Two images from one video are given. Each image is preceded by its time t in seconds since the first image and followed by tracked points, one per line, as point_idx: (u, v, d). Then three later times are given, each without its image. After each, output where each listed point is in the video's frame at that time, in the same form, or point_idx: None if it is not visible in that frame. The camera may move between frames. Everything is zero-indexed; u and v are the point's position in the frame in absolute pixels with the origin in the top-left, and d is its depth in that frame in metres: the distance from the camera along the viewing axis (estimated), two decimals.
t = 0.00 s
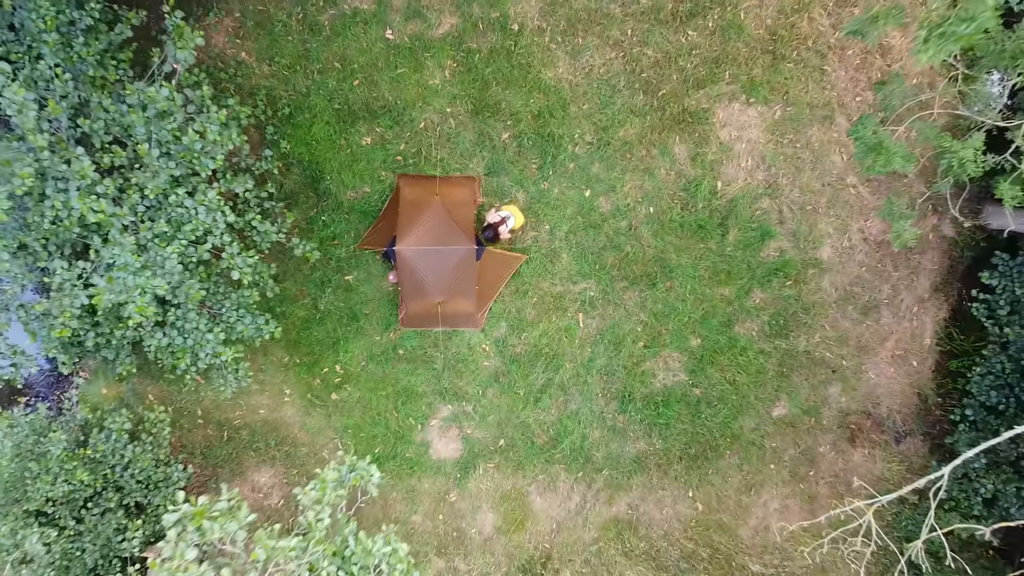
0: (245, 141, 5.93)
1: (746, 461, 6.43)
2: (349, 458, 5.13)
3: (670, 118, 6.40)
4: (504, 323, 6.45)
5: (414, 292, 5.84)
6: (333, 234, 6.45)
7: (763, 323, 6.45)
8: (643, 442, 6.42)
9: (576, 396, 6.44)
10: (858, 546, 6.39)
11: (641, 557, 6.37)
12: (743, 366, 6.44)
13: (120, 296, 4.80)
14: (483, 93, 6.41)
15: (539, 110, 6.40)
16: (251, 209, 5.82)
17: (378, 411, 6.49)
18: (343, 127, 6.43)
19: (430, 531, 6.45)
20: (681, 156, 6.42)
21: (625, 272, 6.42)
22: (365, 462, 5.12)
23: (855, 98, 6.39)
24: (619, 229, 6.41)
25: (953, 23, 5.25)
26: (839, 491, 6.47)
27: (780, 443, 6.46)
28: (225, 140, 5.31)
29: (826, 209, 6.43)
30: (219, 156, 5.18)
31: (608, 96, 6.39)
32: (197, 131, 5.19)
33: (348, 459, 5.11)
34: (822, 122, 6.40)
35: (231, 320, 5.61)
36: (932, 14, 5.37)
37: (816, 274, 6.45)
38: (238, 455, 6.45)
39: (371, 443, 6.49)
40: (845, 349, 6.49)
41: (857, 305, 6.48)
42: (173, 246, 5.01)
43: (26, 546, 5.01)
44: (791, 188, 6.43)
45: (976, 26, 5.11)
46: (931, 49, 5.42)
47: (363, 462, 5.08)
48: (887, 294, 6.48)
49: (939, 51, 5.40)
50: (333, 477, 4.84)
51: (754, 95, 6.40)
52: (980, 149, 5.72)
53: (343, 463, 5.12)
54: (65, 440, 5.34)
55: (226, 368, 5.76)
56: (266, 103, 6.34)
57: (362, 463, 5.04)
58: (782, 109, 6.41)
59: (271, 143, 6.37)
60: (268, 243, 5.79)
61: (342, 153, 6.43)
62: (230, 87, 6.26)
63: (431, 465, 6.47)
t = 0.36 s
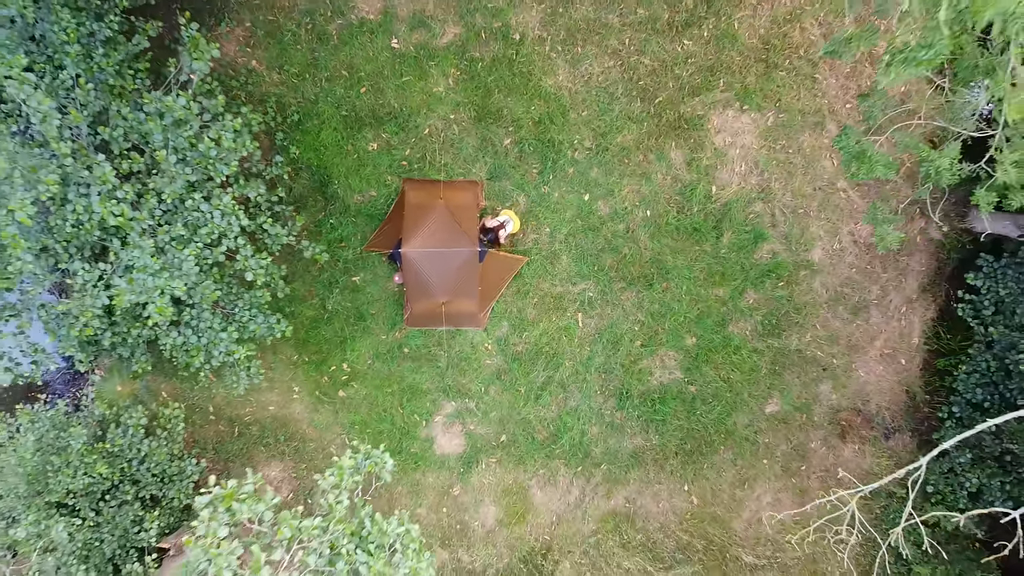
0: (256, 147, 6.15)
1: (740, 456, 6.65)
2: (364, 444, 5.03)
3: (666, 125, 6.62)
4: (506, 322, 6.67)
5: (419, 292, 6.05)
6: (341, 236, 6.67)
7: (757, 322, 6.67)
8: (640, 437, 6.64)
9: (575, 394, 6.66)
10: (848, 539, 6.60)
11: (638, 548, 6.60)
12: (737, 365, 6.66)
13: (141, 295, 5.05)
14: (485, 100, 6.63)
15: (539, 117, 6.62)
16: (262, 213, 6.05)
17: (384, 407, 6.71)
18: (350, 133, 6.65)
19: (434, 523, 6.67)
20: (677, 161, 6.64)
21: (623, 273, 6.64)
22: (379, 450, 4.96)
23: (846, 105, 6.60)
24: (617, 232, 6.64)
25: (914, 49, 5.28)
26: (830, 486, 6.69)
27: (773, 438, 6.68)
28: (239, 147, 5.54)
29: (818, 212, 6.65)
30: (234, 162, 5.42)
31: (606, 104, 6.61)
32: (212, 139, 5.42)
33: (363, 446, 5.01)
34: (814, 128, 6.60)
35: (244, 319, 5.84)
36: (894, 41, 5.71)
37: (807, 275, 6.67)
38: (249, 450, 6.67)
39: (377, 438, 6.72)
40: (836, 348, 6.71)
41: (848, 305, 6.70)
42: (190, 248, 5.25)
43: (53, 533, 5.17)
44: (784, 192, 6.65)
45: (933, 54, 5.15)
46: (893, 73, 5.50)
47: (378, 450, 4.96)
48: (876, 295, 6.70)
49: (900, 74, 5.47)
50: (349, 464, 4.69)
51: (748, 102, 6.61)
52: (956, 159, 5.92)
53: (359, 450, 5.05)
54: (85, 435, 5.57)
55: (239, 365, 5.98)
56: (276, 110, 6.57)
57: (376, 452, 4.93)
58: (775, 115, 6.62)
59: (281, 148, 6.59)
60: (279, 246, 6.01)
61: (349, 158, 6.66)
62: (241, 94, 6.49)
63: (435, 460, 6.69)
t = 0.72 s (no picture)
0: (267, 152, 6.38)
1: (734, 451, 6.87)
2: (375, 434, 5.21)
3: (662, 130, 6.84)
4: (508, 322, 6.89)
5: (424, 292, 6.26)
6: (347, 238, 6.89)
7: (750, 322, 6.89)
8: (637, 433, 6.86)
9: (574, 391, 6.88)
10: (839, 531, 6.81)
11: (635, 540, 6.82)
12: (731, 363, 6.88)
13: (158, 295, 5.27)
14: (487, 106, 6.85)
15: (540, 123, 6.84)
16: (273, 216, 6.27)
17: (389, 404, 6.93)
18: (356, 138, 6.87)
19: (438, 516, 6.89)
20: (673, 166, 6.86)
21: (621, 274, 6.86)
22: (391, 439, 5.17)
23: (837, 112, 6.81)
24: (615, 234, 6.85)
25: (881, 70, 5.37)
26: (821, 480, 6.91)
27: (765, 434, 6.90)
28: (251, 152, 5.76)
29: (809, 215, 6.86)
30: (246, 167, 5.63)
31: (605, 110, 6.83)
32: (225, 145, 5.64)
33: (375, 436, 5.19)
34: (805, 134, 6.82)
35: (255, 319, 6.06)
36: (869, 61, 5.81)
37: (799, 276, 6.89)
38: (259, 445, 6.89)
39: (382, 434, 6.94)
40: (827, 347, 6.93)
41: (838, 305, 6.92)
42: (204, 250, 5.48)
43: (76, 522, 5.34)
44: (776, 196, 6.86)
45: (899, 76, 5.22)
46: (862, 91, 5.60)
47: (390, 439, 5.17)
48: (866, 295, 6.92)
49: (869, 91, 5.57)
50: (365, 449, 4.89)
51: (741, 108, 6.83)
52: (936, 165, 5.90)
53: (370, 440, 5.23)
54: (102, 429, 5.77)
55: (250, 362, 6.21)
56: (285, 116, 6.78)
57: (388, 440, 5.13)
58: (768, 121, 6.83)
59: (290, 153, 6.81)
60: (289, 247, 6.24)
61: (355, 162, 6.87)
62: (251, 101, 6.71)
63: (439, 455, 6.91)
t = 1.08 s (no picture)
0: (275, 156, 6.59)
1: (728, 446, 7.09)
2: (385, 424, 5.35)
3: (659, 135, 7.05)
4: (508, 320, 7.10)
5: (427, 292, 6.47)
6: (353, 239, 7.10)
7: (743, 321, 7.10)
8: (634, 429, 7.08)
9: (572, 388, 7.09)
10: (830, 524, 7.02)
11: (632, 532, 7.03)
12: (725, 360, 7.09)
13: (172, 294, 5.49)
14: (489, 112, 7.06)
15: (539, 128, 7.05)
16: (281, 219, 6.49)
17: (393, 400, 7.14)
18: (361, 142, 7.08)
19: (440, 509, 7.10)
20: (669, 169, 7.07)
21: (618, 274, 7.07)
22: (400, 429, 5.38)
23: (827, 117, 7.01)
24: (612, 236, 7.06)
25: (854, 87, 5.59)
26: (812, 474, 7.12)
27: (758, 430, 7.11)
28: (261, 157, 5.98)
29: (801, 218, 7.07)
30: (256, 172, 5.85)
31: (602, 115, 7.04)
32: (236, 150, 5.86)
33: (385, 425, 5.36)
34: (797, 139, 7.02)
35: (264, 318, 6.28)
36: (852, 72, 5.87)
37: (791, 277, 7.10)
38: (267, 440, 7.10)
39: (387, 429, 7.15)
40: (818, 345, 7.14)
41: (829, 305, 7.13)
42: (217, 251, 5.70)
43: (95, 512, 5.53)
44: (769, 199, 7.07)
45: (871, 92, 5.44)
46: (838, 106, 5.86)
47: (399, 429, 5.32)
48: (856, 295, 7.12)
49: (844, 106, 5.83)
50: (377, 439, 5.12)
51: (735, 114, 7.03)
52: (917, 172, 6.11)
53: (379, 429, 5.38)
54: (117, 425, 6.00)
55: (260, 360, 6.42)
56: (292, 121, 6.99)
57: (397, 431, 5.27)
58: (761, 126, 7.03)
59: (297, 157, 7.02)
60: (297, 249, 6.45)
61: (360, 166, 7.08)
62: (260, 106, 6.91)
63: (441, 450, 7.12)
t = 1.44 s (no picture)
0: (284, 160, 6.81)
1: (722, 442, 7.29)
2: (393, 415, 5.50)
3: (655, 139, 7.25)
4: (509, 320, 7.31)
5: (430, 291, 6.67)
6: (358, 241, 7.31)
7: (738, 320, 7.30)
8: (631, 425, 7.28)
9: (571, 385, 7.29)
10: (821, 518, 7.21)
11: (629, 525, 7.24)
12: (719, 358, 7.30)
13: (186, 294, 5.70)
14: (490, 117, 7.26)
15: (540, 132, 7.25)
16: (289, 221, 6.70)
17: (397, 397, 7.35)
18: (366, 147, 7.28)
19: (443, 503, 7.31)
20: (665, 173, 7.28)
21: (616, 275, 7.27)
22: (409, 421, 5.52)
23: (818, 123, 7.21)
24: (610, 238, 7.27)
25: (831, 101, 5.74)
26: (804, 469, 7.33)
27: (752, 426, 7.31)
28: (270, 161, 6.19)
29: (794, 220, 7.26)
30: (266, 176, 6.06)
31: (600, 120, 7.24)
32: (247, 155, 6.07)
33: (394, 417, 5.52)
34: (790, 143, 7.21)
35: (273, 317, 6.49)
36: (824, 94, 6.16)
37: (784, 277, 7.30)
38: (275, 435, 7.31)
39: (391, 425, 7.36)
40: (810, 344, 7.35)
41: (821, 305, 7.33)
42: (228, 252, 5.90)
43: (114, 502, 5.72)
44: (762, 202, 7.27)
45: (848, 106, 5.58)
46: (816, 120, 6.02)
47: (407, 421, 5.46)
48: (848, 295, 7.32)
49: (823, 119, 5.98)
50: (388, 431, 5.29)
51: (729, 119, 7.22)
52: (901, 178, 6.30)
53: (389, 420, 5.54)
54: (130, 420, 6.20)
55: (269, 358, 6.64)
56: (299, 126, 7.20)
57: (406, 422, 5.42)
58: (755, 131, 7.22)
59: (304, 161, 7.23)
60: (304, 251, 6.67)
61: (365, 169, 7.29)
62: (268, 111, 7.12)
63: (444, 445, 7.33)
